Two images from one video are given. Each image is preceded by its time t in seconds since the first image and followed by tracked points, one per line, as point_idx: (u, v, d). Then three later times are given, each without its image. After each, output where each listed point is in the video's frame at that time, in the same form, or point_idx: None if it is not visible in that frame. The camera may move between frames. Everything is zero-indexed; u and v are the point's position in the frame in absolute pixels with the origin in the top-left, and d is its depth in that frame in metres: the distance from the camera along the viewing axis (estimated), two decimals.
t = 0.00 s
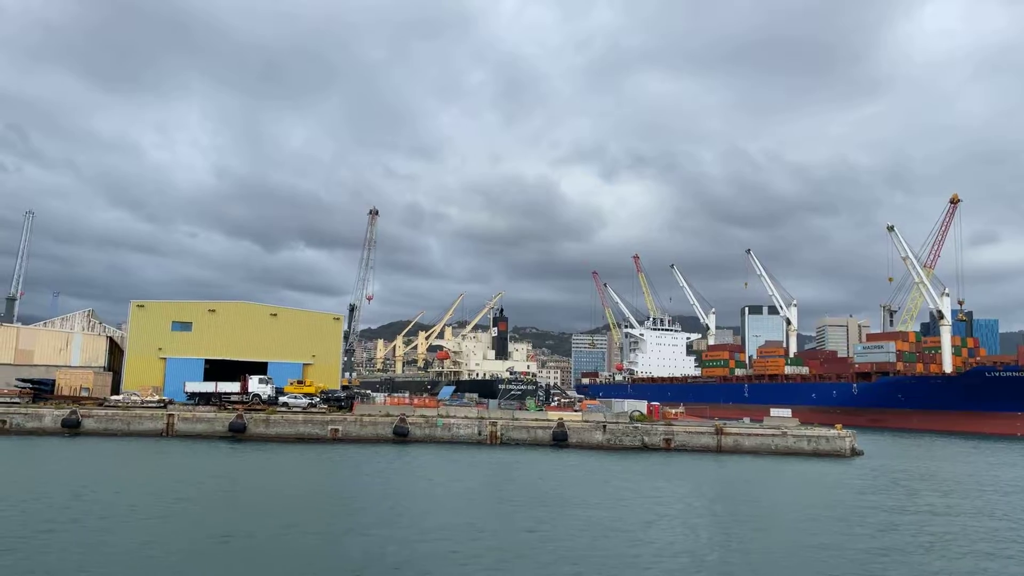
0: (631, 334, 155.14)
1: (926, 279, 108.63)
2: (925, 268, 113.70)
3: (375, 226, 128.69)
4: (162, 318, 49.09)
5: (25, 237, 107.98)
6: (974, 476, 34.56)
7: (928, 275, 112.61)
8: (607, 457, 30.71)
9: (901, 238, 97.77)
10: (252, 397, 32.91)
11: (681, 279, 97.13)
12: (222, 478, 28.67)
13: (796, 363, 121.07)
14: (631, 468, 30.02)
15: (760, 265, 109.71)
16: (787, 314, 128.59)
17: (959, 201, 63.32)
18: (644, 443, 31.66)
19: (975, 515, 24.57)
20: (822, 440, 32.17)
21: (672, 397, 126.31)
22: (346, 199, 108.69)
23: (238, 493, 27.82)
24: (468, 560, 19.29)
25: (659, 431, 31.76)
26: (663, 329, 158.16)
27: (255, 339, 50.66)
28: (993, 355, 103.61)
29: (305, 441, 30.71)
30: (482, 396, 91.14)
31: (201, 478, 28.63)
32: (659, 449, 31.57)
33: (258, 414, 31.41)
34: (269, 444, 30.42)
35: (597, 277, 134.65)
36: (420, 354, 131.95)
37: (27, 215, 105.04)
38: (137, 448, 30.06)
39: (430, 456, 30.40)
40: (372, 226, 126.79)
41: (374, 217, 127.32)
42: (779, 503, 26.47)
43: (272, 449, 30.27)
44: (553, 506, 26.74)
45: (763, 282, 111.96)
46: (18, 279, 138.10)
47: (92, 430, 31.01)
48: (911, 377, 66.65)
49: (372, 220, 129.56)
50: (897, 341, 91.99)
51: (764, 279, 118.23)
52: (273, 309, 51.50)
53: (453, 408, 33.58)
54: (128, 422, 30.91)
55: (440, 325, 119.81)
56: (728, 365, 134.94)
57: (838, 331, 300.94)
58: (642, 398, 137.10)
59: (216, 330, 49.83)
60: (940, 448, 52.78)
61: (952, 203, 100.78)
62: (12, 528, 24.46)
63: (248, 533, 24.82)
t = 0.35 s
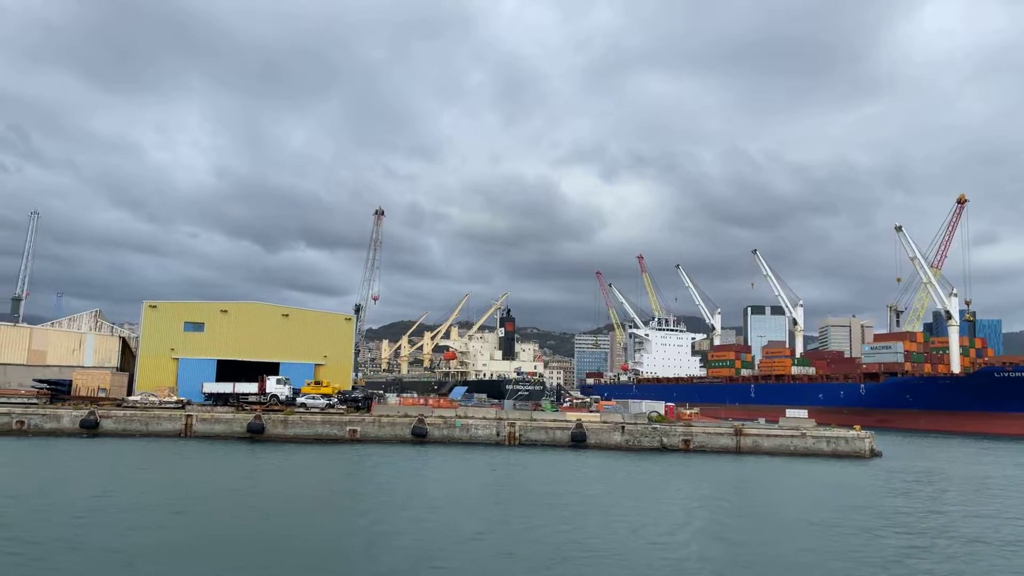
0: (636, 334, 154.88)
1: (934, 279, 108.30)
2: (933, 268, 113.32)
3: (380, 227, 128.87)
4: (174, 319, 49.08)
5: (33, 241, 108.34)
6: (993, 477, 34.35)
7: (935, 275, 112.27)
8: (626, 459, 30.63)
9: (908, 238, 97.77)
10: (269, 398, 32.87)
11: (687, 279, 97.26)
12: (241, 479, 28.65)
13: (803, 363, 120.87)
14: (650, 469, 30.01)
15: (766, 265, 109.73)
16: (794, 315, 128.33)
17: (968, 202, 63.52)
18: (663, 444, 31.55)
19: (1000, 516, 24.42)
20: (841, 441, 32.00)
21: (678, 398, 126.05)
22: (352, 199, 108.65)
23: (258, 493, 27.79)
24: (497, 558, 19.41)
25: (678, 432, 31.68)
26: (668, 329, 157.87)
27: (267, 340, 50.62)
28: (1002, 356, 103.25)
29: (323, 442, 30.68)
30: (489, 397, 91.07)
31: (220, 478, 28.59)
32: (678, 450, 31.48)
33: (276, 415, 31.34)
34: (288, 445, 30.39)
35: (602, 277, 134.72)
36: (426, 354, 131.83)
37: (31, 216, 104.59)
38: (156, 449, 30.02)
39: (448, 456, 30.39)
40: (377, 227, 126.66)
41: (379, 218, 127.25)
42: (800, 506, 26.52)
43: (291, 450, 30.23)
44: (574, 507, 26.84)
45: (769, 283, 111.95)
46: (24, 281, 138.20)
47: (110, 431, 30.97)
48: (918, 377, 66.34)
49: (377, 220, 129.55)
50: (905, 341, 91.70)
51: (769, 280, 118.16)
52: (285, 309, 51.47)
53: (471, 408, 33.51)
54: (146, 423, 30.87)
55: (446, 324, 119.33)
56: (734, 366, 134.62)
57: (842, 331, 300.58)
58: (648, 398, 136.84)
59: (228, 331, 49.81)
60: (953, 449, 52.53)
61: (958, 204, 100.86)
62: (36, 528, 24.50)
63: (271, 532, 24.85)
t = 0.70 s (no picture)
0: (641, 334, 154.66)
1: (943, 279, 107.95)
2: (941, 268, 112.93)
3: (387, 227, 128.79)
4: (187, 319, 49.09)
5: (39, 241, 108.42)
6: (1012, 478, 34.21)
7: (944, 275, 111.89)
8: (645, 460, 30.57)
9: (915, 238, 97.41)
10: (288, 398, 32.87)
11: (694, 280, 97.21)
12: (262, 479, 28.65)
13: (810, 364, 120.59)
14: (670, 471, 29.91)
15: (772, 265, 109.41)
16: (800, 315, 128.06)
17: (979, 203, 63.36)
18: (683, 445, 31.46)
19: None
20: (862, 442, 31.86)
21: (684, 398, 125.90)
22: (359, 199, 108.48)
23: (279, 493, 27.77)
24: (527, 562, 19.32)
25: (698, 433, 31.58)
26: (673, 329, 157.58)
27: (280, 340, 50.62)
28: (1011, 356, 102.89)
29: (343, 443, 30.65)
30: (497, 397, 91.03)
31: (241, 479, 28.59)
32: (697, 451, 31.38)
33: (295, 415, 31.32)
34: (307, 446, 30.35)
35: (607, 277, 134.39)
36: (432, 354, 131.74)
37: (37, 216, 104.35)
38: (175, 450, 29.99)
39: (468, 458, 30.30)
40: (384, 227, 126.36)
41: (386, 217, 126.99)
42: (825, 510, 26.35)
43: (310, 451, 30.20)
44: (596, 511, 26.70)
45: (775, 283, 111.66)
46: (30, 281, 138.08)
47: (129, 431, 30.96)
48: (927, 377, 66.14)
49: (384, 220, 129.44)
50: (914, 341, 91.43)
51: (776, 280, 117.88)
52: (297, 309, 51.43)
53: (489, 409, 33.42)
54: (165, 423, 30.85)
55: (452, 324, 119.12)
56: (741, 366, 134.37)
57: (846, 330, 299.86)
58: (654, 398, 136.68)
59: (241, 331, 49.81)
60: (966, 449, 52.38)
61: (966, 203, 100.44)
62: (59, 530, 24.47)
63: (294, 533, 24.85)
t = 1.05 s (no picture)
0: (647, 335, 154.47)
1: (952, 279, 107.63)
2: (950, 269, 112.63)
3: (394, 228, 128.83)
4: (201, 320, 49.13)
5: (47, 242, 108.43)
6: None
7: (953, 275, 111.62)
8: (665, 462, 30.52)
9: (924, 238, 97.29)
10: (307, 399, 32.89)
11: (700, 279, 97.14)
12: (283, 481, 28.70)
13: (818, 364, 120.29)
14: (689, 475, 29.91)
15: (779, 265, 109.31)
16: (808, 315, 127.84)
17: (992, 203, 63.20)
18: (703, 447, 31.39)
19: None
20: (883, 444, 31.71)
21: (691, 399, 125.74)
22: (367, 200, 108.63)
23: (299, 497, 27.79)
24: (554, 563, 19.28)
25: (718, 434, 31.48)
26: (680, 330, 157.36)
27: (293, 341, 50.63)
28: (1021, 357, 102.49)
29: (362, 444, 30.67)
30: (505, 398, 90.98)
31: (262, 481, 28.60)
32: (717, 453, 31.29)
33: (314, 417, 31.33)
34: (327, 447, 30.36)
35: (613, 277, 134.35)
36: (439, 355, 131.70)
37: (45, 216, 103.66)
38: (194, 452, 29.97)
39: (486, 461, 30.25)
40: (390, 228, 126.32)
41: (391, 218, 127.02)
42: (843, 512, 26.39)
43: (330, 453, 30.20)
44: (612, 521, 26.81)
45: (783, 283, 111.52)
46: (37, 283, 138.22)
47: (149, 432, 30.95)
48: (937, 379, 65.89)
49: (390, 221, 129.47)
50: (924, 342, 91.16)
51: (783, 280, 117.67)
52: (310, 310, 51.43)
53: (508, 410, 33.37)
54: (185, 425, 30.84)
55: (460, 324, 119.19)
56: (748, 367, 134.12)
57: (851, 331, 298.93)
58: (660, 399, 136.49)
59: (255, 332, 49.83)
60: (980, 450, 52.15)
61: (974, 203, 100.28)
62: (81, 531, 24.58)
63: (318, 536, 24.92)
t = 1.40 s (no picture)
0: (654, 335, 154.10)
1: (961, 279, 107.22)
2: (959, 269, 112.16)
3: (400, 228, 128.78)
4: (214, 320, 49.13)
5: (53, 243, 108.46)
6: None
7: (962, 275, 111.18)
8: (687, 464, 30.43)
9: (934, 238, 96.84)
10: (326, 400, 32.90)
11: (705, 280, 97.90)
12: (305, 482, 28.71)
13: (826, 365, 119.88)
14: (711, 477, 29.82)
15: (788, 265, 108.94)
16: (816, 315, 127.57)
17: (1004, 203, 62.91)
18: (723, 448, 31.31)
19: None
20: (904, 445, 31.57)
21: (698, 400, 125.49)
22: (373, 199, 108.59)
23: (320, 498, 27.81)
24: (582, 567, 19.23)
25: (738, 435, 31.39)
26: (686, 330, 157.00)
27: (306, 341, 50.63)
28: None
29: (382, 445, 30.66)
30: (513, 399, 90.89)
31: (284, 481, 28.65)
32: (738, 454, 31.21)
33: (334, 417, 31.34)
34: (347, 449, 30.35)
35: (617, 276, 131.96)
36: (446, 355, 131.55)
37: (52, 215, 103.48)
38: (214, 452, 29.98)
39: (507, 463, 30.21)
40: (397, 228, 126.33)
41: (399, 218, 126.89)
42: (871, 517, 26.23)
43: (350, 454, 30.20)
44: (639, 526, 26.67)
45: (791, 283, 111.29)
46: (43, 283, 138.32)
47: (169, 433, 30.94)
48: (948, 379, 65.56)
49: (397, 221, 129.37)
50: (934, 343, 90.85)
51: (792, 280, 117.39)
52: (323, 311, 51.40)
53: (527, 411, 33.32)
54: (205, 426, 30.83)
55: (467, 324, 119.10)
56: (756, 367, 133.74)
57: (857, 331, 298.21)
58: (667, 400, 136.26)
59: (268, 332, 49.84)
60: (995, 451, 51.87)
61: (984, 202, 99.77)
62: (106, 532, 24.60)
63: (341, 539, 24.96)
